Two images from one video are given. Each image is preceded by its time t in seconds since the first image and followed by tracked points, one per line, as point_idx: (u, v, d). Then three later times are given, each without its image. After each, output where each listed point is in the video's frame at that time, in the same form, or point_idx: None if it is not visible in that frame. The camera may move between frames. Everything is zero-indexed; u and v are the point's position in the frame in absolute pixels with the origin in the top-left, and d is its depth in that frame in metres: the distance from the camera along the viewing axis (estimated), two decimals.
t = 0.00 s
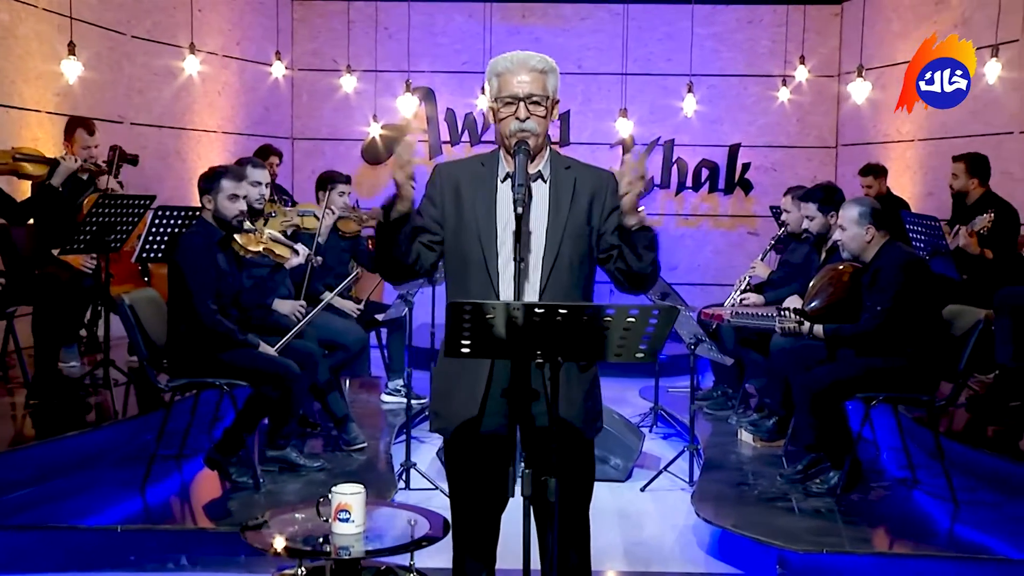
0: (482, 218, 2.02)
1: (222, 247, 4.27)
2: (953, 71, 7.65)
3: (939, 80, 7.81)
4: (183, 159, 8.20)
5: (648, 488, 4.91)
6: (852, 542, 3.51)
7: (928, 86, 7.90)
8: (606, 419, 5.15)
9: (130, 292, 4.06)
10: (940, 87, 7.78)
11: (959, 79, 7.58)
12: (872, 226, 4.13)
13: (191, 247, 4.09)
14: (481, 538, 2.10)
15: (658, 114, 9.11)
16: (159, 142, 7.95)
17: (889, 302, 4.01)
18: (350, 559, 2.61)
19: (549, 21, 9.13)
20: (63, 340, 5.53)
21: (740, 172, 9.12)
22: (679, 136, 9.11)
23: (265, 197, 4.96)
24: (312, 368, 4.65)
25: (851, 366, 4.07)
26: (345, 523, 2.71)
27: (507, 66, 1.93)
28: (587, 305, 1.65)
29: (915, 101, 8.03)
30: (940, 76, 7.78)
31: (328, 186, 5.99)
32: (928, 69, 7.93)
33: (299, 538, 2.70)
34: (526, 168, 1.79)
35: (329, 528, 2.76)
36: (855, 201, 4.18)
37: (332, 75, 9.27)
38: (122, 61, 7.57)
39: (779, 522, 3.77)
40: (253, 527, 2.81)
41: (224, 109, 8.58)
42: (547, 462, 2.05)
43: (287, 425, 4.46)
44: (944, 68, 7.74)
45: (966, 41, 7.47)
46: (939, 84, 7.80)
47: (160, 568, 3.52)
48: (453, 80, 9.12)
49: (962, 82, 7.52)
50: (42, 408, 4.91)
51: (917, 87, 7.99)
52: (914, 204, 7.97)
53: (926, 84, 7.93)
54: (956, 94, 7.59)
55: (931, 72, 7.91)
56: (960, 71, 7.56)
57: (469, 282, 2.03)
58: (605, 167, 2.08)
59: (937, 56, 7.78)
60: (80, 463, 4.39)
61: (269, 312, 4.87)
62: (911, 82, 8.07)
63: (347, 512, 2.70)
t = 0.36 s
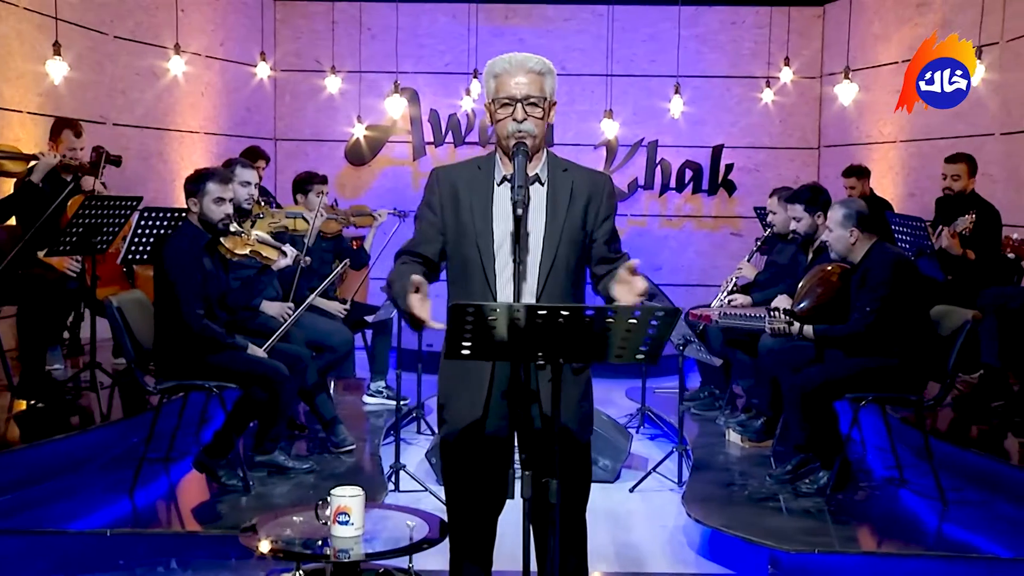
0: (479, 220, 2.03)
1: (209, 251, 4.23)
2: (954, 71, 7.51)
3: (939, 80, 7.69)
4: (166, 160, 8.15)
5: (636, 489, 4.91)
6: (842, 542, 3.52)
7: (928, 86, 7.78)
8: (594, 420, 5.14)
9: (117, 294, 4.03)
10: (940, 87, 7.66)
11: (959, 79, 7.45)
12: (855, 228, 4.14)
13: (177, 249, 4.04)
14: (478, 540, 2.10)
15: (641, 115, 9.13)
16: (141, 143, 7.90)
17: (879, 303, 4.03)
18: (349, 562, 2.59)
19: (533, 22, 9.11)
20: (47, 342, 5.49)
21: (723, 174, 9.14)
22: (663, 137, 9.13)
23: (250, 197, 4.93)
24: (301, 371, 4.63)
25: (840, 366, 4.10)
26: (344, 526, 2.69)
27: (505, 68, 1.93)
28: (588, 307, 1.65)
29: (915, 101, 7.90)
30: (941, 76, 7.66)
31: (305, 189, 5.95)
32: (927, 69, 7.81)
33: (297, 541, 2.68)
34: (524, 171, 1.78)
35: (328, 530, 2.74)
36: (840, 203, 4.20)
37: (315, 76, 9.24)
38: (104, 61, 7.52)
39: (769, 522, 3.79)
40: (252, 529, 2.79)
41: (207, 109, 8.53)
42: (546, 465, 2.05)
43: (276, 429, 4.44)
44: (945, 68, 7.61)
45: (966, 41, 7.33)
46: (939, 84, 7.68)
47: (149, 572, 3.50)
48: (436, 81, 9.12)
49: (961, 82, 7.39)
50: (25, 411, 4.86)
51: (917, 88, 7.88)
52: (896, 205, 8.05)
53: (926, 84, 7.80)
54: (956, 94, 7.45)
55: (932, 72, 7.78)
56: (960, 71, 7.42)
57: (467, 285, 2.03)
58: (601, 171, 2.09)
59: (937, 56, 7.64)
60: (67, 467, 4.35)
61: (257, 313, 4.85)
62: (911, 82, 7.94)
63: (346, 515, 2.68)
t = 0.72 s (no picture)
0: (476, 222, 2.03)
1: (197, 251, 4.19)
2: (954, 71, 7.36)
3: (939, 80, 7.54)
4: (147, 161, 8.10)
5: (624, 490, 4.90)
6: (832, 542, 3.54)
7: (928, 86, 7.64)
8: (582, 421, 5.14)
9: (104, 296, 4.00)
10: (940, 87, 7.51)
11: (959, 79, 7.29)
12: (841, 230, 4.16)
13: (165, 249, 4.01)
14: (475, 543, 2.10)
15: (624, 117, 9.15)
16: (122, 144, 7.85)
17: (867, 303, 4.06)
18: (348, 566, 2.52)
19: (515, 24, 9.12)
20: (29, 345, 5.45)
21: (705, 175, 9.18)
22: (645, 138, 9.16)
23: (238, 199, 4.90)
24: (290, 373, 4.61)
25: (830, 367, 4.13)
26: (343, 529, 2.60)
27: (501, 70, 1.94)
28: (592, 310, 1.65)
29: (915, 101, 7.77)
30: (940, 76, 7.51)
31: (289, 192, 5.90)
32: (927, 69, 7.67)
33: (296, 543, 2.61)
34: (523, 172, 1.79)
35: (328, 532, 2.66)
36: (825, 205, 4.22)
37: (297, 77, 9.20)
38: (84, 62, 7.46)
39: (759, 523, 3.80)
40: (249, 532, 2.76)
41: (188, 110, 8.49)
42: (543, 468, 2.05)
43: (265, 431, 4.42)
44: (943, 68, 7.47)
45: (966, 41, 7.17)
46: (939, 84, 7.53)
47: None
48: (418, 83, 9.11)
49: (961, 83, 7.24)
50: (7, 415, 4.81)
51: (917, 87, 7.74)
52: (878, 206, 8.13)
53: (926, 84, 7.66)
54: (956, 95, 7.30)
55: (931, 72, 7.64)
56: (960, 71, 7.26)
57: (464, 288, 2.04)
58: (598, 172, 2.10)
59: (937, 57, 7.49)
60: (53, 471, 4.32)
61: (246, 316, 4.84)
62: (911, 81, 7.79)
63: (344, 519, 2.59)
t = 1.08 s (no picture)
0: (474, 223, 2.03)
1: (188, 252, 4.16)
2: (954, 71, 7.21)
3: (939, 80, 7.40)
4: (130, 163, 8.04)
5: (614, 491, 4.90)
6: (824, 542, 3.56)
7: (927, 86, 7.50)
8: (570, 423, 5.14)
9: (93, 298, 3.97)
10: (940, 87, 7.37)
11: (959, 79, 7.14)
12: (831, 231, 4.18)
13: (156, 250, 3.99)
14: (473, 545, 2.11)
15: (609, 118, 9.17)
16: (105, 145, 7.78)
17: (856, 303, 4.09)
18: (348, 569, 2.50)
19: (500, 25, 9.12)
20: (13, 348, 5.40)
21: (690, 176, 9.20)
22: (630, 139, 9.18)
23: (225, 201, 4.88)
24: (280, 375, 4.60)
25: (820, 367, 4.15)
26: (343, 532, 2.58)
27: (499, 70, 1.94)
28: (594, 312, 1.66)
29: (915, 102, 7.62)
30: (941, 76, 7.37)
31: (279, 194, 5.89)
32: (927, 69, 7.53)
33: (295, 546, 2.58)
34: (521, 173, 1.80)
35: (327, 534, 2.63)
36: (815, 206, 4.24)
37: (281, 78, 9.17)
38: (68, 62, 7.36)
39: (751, 524, 3.82)
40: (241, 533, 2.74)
41: (171, 111, 8.44)
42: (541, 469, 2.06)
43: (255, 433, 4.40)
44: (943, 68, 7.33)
45: (966, 41, 7.02)
46: (939, 84, 7.39)
47: None
48: (403, 83, 9.10)
49: (961, 83, 7.09)
50: None
51: (917, 88, 7.60)
52: (862, 208, 8.18)
53: (926, 83, 7.52)
54: (955, 95, 7.15)
55: (932, 72, 7.50)
56: (960, 71, 7.12)
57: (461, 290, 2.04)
58: (595, 175, 2.10)
59: (937, 57, 7.36)
60: (42, 474, 4.29)
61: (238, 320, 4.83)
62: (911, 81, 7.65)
63: (344, 522, 2.56)
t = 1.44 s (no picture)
0: (469, 224, 2.04)
1: (177, 252, 4.16)
2: (954, 71, 7.06)
3: (939, 81, 7.24)
4: (109, 163, 7.97)
5: (599, 492, 4.90)
6: (812, 541, 3.58)
7: (928, 86, 7.33)
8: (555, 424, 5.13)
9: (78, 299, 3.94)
10: (940, 87, 7.20)
11: (959, 79, 6.99)
12: (817, 232, 4.22)
13: (146, 250, 3.98)
14: (468, 546, 2.12)
15: (591, 119, 9.18)
16: (84, 146, 7.69)
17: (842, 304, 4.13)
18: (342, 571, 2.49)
19: (480, 26, 9.12)
20: None
21: (670, 178, 9.23)
22: (611, 140, 9.21)
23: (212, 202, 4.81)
24: (266, 377, 4.58)
25: (806, 367, 4.18)
26: (338, 534, 2.58)
27: (495, 72, 1.94)
28: (594, 313, 1.67)
29: (915, 101, 7.46)
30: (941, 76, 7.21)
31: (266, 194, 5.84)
32: (928, 68, 7.36)
33: (289, 548, 2.58)
34: (517, 175, 1.80)
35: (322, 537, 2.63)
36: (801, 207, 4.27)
37: (261, 79, 9.13)
38: (46, 62, 7.23)
39: (738, 523, 3.83)
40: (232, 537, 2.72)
41: (151, 111, 8.38)
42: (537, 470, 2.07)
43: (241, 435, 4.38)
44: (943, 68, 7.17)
45: (967, 40, 6.86)
46: (939, 84, 7.23)
47: None
48: (384, 84, 9.08)
49: (961, 82, 6.93)
50: None
51: (917, 88, 7.44)
52: (842, 209, 8.23)
53: (926, 84, 7.35)
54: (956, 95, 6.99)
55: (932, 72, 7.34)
56: (960, 71, 6.96)
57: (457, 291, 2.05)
58: (589, 174, 2.11)
59: (937, 57, 7.20)
60: (25, 478, 4.25)
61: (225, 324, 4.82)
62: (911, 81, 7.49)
63: (340, 524, 2.56)
